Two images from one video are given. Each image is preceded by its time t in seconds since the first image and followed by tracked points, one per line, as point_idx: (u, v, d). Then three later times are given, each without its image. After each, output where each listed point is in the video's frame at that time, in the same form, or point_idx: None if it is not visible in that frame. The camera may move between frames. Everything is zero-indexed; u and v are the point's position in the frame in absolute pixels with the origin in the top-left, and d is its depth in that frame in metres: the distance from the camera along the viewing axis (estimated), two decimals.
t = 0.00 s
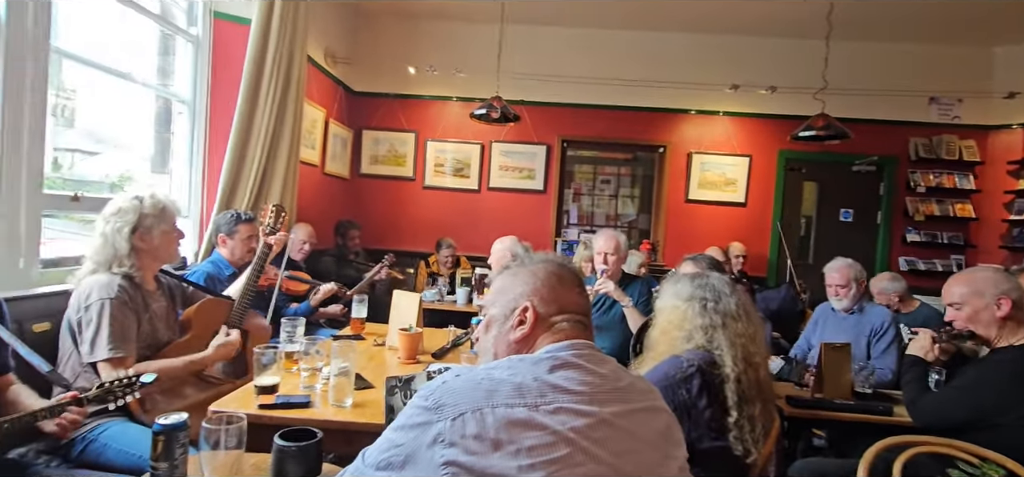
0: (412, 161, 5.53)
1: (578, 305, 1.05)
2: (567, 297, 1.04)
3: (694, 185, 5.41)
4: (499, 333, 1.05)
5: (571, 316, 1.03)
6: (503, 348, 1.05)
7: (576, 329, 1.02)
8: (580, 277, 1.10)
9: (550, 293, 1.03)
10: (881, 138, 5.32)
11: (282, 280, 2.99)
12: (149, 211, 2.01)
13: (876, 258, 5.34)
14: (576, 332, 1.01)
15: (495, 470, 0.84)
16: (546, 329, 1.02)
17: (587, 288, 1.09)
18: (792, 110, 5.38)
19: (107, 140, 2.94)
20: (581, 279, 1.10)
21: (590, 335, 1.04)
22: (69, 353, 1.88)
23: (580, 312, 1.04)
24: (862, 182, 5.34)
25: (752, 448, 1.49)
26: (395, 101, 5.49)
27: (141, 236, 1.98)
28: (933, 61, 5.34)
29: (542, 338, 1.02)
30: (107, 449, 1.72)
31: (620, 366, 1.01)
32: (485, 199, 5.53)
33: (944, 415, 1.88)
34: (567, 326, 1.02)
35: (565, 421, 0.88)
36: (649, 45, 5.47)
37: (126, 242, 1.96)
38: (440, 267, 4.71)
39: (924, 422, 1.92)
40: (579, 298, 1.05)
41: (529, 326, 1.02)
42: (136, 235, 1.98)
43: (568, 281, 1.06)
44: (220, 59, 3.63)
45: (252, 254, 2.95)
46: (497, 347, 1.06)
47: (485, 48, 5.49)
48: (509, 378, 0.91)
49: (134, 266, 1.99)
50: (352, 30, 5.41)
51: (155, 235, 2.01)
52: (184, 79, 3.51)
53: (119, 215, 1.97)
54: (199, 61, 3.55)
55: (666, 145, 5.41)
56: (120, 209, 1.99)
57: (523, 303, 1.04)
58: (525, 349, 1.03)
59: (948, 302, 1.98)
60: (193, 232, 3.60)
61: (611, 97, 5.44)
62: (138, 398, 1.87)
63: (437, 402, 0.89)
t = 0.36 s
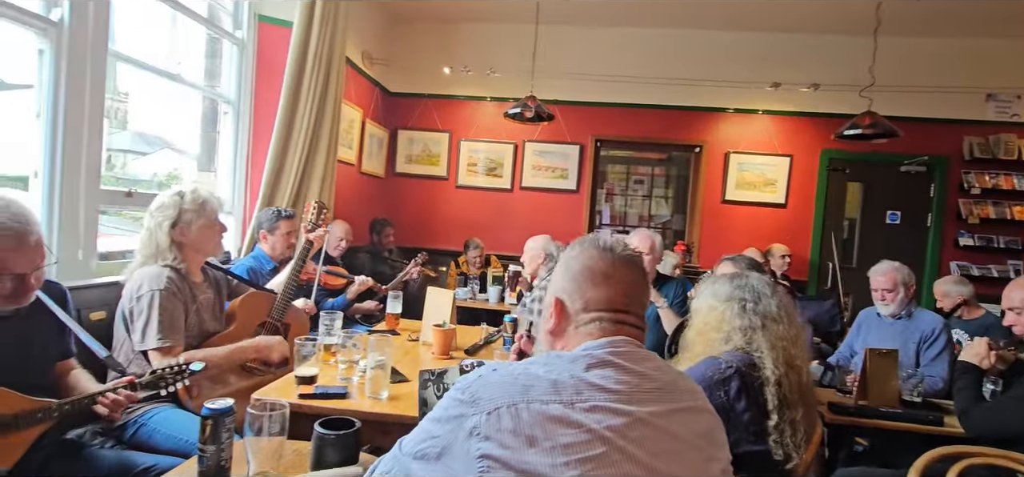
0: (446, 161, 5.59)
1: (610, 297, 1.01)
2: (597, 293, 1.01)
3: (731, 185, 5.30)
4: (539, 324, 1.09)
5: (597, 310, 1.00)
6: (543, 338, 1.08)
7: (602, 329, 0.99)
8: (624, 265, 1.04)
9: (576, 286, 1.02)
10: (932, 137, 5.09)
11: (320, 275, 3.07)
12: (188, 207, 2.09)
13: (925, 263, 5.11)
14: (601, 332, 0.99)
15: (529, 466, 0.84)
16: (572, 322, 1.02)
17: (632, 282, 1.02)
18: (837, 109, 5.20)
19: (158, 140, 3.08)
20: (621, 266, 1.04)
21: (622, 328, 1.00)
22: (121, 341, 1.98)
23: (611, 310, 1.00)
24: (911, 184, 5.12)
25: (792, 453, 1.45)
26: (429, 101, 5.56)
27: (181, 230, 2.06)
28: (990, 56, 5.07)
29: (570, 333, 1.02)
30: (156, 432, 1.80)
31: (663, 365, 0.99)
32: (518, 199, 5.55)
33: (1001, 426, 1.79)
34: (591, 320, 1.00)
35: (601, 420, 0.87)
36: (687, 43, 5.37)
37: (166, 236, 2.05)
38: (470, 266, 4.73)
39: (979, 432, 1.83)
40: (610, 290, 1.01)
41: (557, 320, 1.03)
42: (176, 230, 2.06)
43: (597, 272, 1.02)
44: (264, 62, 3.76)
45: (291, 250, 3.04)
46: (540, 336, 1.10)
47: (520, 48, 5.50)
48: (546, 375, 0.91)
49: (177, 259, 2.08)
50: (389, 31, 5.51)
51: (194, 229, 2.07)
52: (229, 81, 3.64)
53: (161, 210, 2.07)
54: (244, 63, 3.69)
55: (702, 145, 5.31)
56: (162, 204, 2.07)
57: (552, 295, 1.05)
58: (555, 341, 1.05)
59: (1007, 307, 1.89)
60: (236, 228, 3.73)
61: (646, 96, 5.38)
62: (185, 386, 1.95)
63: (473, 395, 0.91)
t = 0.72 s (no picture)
0: (467, 157, 5.60)
1: (630, 287, 1.01)
2: (617, 282, 1.02)
3: (756, 183, 5.22)
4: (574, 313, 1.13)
5: (617, 300, 1.01)
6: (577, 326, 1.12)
7: (619, 319, 1.00)
8: (648, 256, 1.03)
9: (597, 275, 1.04)
10: (968, 135, 4.94)
11: (344, 268, 3.11)
12: (211, 198, 2.11)
13: (958, 264, 4.96)
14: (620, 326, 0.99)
15: (555, 460, 0.83)
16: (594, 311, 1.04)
17: (655, 273, 1.01)
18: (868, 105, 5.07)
19: (185, 136, 3.12)
20: (644, 257, 1.03)
21: (643, 319, 0.99)
22: (153, 329, 2.03)
23: (630, 300, 1.00)
24: (945, 182, 4.98)
25: (821, 453, 1.42)
26: (451, 97, 5.58)
27: (205, 223, 2.10)
28: None
29: (592, 322, 1.04)
30: (187, 418, 1.85)
31: (693, 358, 0.98)
32: (538, 195, 5.54)
33: None
34: (611, 310, 1.01)
35: (627, 415, 0.86)
36: (713, 38, 5.29)
37: (190, 228, 2.09)
38: (491, 262, 4.75)
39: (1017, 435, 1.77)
40: (630, 281, 1.01)
41: (583, 307, 1.07)
42: (200, 222, 2.10)
43: (618, 262, 1.03)
44: (290, 57, 3.81)
45: (316, 243, 3.08)
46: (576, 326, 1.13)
47: (542, 44, 5.48)
48: (569, 368, 0.90)
49: (203, 252, 2.12)
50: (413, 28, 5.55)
51: (217, 222, 2.11)
52: (256, 76, 3.71)
53: (185, 202, 2.11)
54: (271, 59, 3.74)
55: (727, 141, 5.24)
56: (185, 197, 2.11)
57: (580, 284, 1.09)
58: (582, 329, 1.08)
59: None
60: (263, 222, 3.79)
61: (670, 92, 5.32)
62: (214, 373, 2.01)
63: (497, 388, 0.90)
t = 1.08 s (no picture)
0: (490, 152, 5.60)
1: (659, 276, 0.99)
2: (646, 270, 0.99)
3: (785, 179, 5.12)
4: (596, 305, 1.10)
5: (646, 289, 0.99)
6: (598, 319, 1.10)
7: (648, 309, 0.98)
8: (678, 244, 1.01)
9: (625, 264, 1.02)
10: (1010, 129, 4.75)
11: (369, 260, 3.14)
12: (244, 189, 2.15)
13: (998, 265, 4.79)
14: (653, 317, 0.97)
15: (579, 455, 0.81)
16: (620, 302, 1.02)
17: (684, 261, 0.99)
18: (903, 98, 4.91)
19: (214, 132, 3.16)
20: (674, 245, 1.01)
21: (672, 309, 0.97)
22: (187, 315, 2.08)
23: (659, 289, 0.98)
24: (984, 179, 4.80)
25: (855, 452, 1.37)
26: (475, 92, 5.58)
27: (237, 211, 2.15)
28: None
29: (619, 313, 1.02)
30: (217, 404, 1.89)
31: (722, 349, 0.95)
32: (561, 190, 5.51)
33: None
34: (639, 299, 0.99)
35: (653, 409, 0.83)
36: (742, 30, 5.18)
37: (223, 216, 2.13)
38: (516, 256, 4.75)
39: None
40: (660, 269, 0.99)
41: (608, 298, 1.04)
42: (234, 210, 2.14)
43: (647, 250, 1.01)
44: (317, 53, 3.86)
45: (342, 235, 3.11)
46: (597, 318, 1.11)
47: (567, 37, 5.43)
48: (593, 361, 0.88)
49: (235, 239, 2.16)
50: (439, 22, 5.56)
51: (249, 210, 2.15)
52: (284, 71, 3.76)
53: (219, 192, 2.15)
54: (298, 54, 3.79)
55: (755, 136, 5.14)
56: (220, 187, 2.15)
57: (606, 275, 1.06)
58: (607, 321, 1.06)
59: None
60: (289, 214, 3.85)
61: (697, 86, 5.24)
62: (243, 360, 2.05)
63: (519, 382, 0.88)
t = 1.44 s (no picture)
0: (509, 148, 5.59)
1: (703, 269, 0.96)
2: (687, 262, 0.96)
3: (810, 176, 5.02)
4: (618, 298, 1.04)
5: (690, 282, 0.96)
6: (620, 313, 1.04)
7: (693, 304, 0.95)
8: (715, 237, 1.00)
9: (665, 256, 0.98)
10: None
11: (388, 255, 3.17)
12: (264, 183, 2.19)
13: None
14: (700, 311, 0.95)
15: (607, 463, 0.80)
16: (659, 295, 0.98)
17: (724, 255, 0.99)
18: (935, 93, 4.77)
19: (237, 130, 3.21)
20: (714, 238, 1.00)
21: (715, 303, 0.96)
22: (212, 306, 2.13)
23: (703, 282, 0.96)
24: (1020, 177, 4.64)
25: (883, 454, 1.34)
26: (493, 88, 5.58)
27: (258, 206, 2.18)
28: None
29: (656, 306, 0.98)
30: (241, 395, 1.92)
31: (755, 352, 0.94)
32: (580, 187, 5.49)
33: None
34: (682, 292, 0.96)
35: (687, 417, 0.82)
36: (767, 24, 5.08)
37: (244, 211, 2.17)
38: (536, 253, 4.75)
39: None
40: (704, 261, 0.96)
41: (640, 292, 0.99)
42: (254, 205, 2.18)
43: (689, 242, 0.98)
44: (339, 50, 3.90)
45: (361, 230, 3.13)
46: (618, 312, 1.05)
47: (586, 32, 5.39)
48: (623, 362, 0.86)
49: (258, 233, 2.19)
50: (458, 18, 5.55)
51: (269, 204, 2.18)
52: (306, 68, 3.80)
53: (240, 186, 2.19)
54: (320, 51, 3.84)
55: (780, 132, 5.04)
56: (242, 181, 2.20)
57: (636, 266, 1.01)
58: (638, 317, 1.00)
59: None
60: (310, 208, 3.90)
61: (720, 82, 5.16)
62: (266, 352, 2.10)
63: (543, 383, 0.86)
